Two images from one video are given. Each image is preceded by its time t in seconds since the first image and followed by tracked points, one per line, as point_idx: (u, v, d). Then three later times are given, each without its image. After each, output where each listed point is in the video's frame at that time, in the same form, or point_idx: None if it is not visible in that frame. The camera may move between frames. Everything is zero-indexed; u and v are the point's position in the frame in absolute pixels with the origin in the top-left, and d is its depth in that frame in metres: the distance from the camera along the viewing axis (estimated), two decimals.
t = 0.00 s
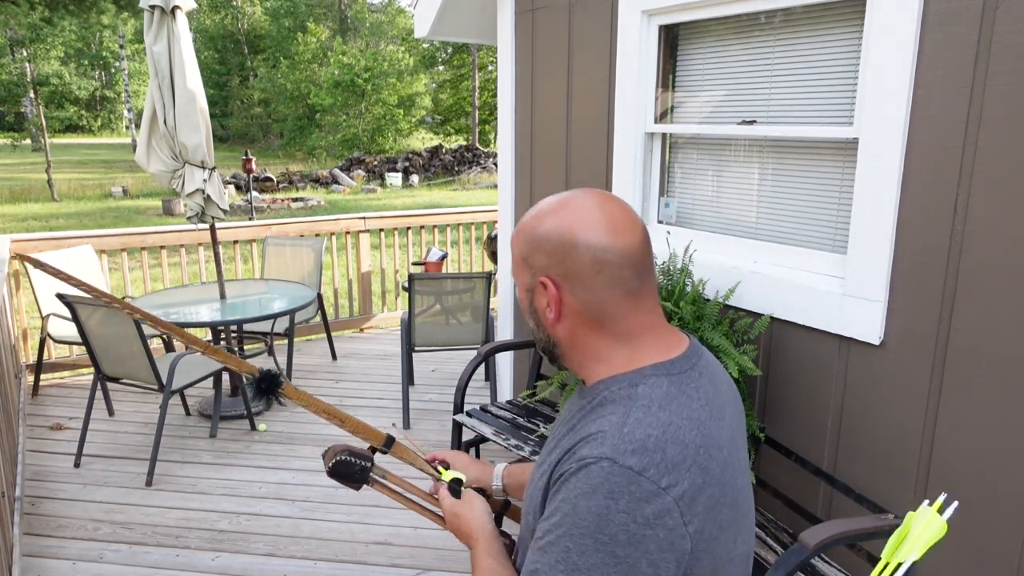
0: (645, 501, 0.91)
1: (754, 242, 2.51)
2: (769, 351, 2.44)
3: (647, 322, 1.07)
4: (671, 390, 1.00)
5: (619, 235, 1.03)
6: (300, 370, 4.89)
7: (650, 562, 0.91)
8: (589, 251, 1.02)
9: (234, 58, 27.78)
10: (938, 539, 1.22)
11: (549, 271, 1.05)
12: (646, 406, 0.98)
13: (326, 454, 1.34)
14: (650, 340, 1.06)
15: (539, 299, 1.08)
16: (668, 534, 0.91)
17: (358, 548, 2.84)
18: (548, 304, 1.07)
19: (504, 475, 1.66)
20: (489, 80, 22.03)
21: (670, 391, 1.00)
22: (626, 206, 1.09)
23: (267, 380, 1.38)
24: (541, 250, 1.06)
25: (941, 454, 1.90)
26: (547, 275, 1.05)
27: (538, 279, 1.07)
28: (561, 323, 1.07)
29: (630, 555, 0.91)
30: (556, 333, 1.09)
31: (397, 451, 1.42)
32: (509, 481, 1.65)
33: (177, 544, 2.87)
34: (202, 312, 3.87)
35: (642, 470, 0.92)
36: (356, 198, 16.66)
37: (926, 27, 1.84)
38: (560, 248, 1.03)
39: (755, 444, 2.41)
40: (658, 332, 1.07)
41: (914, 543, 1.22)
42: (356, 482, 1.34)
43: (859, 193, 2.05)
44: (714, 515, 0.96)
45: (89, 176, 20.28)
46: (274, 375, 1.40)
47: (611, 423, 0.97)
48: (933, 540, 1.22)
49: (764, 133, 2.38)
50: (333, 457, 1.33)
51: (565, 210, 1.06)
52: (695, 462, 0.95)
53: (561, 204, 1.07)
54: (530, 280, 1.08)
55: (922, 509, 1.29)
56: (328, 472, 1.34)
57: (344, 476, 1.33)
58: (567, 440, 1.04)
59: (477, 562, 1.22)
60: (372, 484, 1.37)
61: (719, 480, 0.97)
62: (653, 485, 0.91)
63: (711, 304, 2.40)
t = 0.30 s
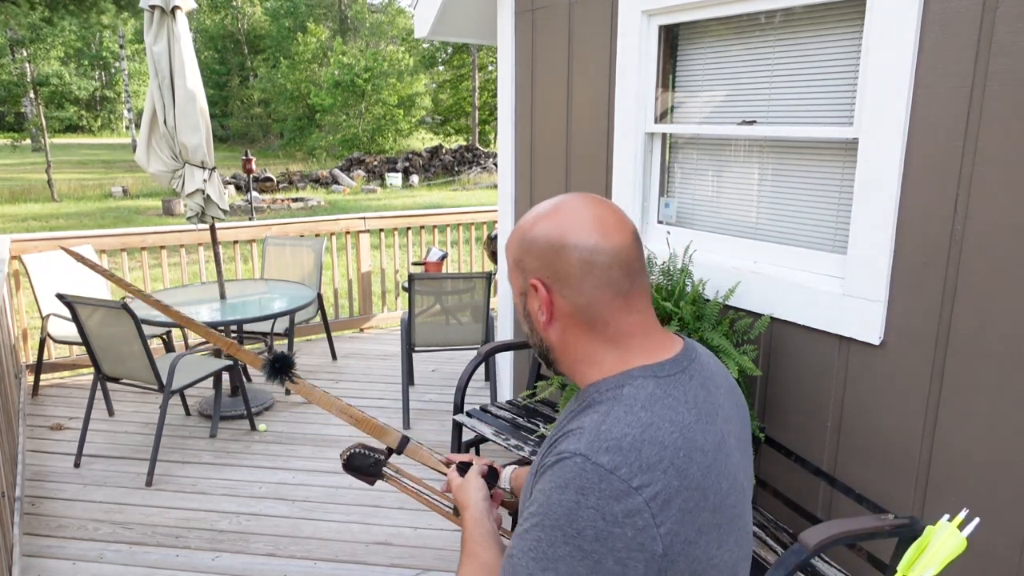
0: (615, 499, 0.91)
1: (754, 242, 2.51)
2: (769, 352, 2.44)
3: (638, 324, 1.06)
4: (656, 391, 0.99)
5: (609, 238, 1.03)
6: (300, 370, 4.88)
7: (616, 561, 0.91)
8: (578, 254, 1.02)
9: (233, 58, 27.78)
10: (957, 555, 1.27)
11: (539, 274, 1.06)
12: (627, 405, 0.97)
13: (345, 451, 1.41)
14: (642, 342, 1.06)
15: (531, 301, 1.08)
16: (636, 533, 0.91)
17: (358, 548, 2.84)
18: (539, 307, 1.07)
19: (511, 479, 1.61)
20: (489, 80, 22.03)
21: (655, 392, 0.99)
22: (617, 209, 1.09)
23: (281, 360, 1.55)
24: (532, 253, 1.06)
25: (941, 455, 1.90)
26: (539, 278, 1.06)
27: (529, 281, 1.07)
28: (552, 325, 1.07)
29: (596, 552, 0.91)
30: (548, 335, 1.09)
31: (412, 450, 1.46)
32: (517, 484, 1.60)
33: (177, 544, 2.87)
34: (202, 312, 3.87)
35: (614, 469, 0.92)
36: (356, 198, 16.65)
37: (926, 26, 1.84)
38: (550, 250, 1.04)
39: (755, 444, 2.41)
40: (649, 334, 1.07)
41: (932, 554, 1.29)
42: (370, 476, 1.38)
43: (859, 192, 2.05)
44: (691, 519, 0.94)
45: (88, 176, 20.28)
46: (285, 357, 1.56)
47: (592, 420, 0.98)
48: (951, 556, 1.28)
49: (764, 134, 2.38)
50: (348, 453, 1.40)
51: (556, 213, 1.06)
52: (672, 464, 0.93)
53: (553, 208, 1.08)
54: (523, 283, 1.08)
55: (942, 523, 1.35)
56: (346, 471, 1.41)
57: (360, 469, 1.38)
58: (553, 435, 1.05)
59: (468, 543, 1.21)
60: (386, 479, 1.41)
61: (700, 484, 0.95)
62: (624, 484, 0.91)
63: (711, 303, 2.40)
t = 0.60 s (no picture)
0: (605, 471, 0.92)
1: (754, 242, 2.51)
2: (769, 352, 2.44)
3: (631, 316, 1.07)
4: (650, 372, 1.00)
5: (604, 234, 1.04)
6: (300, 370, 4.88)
7: (602, 530, 0.91)
8: (575, 249, 1.02)
9: (234, 59, 27.78)
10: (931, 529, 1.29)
11: (536, 267, 1.05)
12: (621, 384, 0.98)
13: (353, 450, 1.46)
14: (637, 332, 1.06)
15: (527, 295, 1.08)
16: (623, 505, 0.92)
17: (358, 548, 2.84)
18: (535, 300, 1.07)
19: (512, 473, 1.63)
20: (489, 80, 22.02)
21: (649, 374, 1.00)
22: (609, 205, 1.10)
23: (283, 352, 1.67)
24: (528, 248, 1.06)
25: (941, 454, 1.90)
26: (535, 271, 1.05)
27: (525, 275, 1.07)
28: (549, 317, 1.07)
29: (583, 520, 0.91)
30: (542, 328, 1.09)
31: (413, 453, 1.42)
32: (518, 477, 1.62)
33: (177, 544, 2.87)
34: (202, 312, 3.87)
35: (607, 443, 0.93)
36: (356, 198, 16.65)
37: (926, 26, 1.84)
38: (546, 245, 1.04)
39: (755, 444, 2.41)
40: (643, 325, 1.07)
41: (908, 529, 1.31)
42: (371, 471, 1.41)
43: (859, 192, 2.05)
44: (678, 496, 0.95)
45: (89, 176, 20.28)
46: (287, 350, 1.68)
47: (587, 396, 0.98)
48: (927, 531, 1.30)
49: (764, 134, 2.38)
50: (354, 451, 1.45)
51: (552, 209, 1.06)
52: (663, 443, 0.94)
53: (547, 204, 1.08)
54: (518, 277, 1.08)
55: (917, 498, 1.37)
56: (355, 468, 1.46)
57: (360, 465, 1.42)
58: (547, 412, 1.05)
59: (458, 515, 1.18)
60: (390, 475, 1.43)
61: (689, 463, 0.96)
62: (615, 457, 0.92)
63: (711, 304, 2.40)
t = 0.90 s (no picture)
0: (632, 465, 0.92)
1: (754, 242, 2.51)
2: (769, 352, 2.44)
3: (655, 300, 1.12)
4: (661, 367, 1.02)
5: (646, 219, 1.08)
6: (300, 370, 4.88)
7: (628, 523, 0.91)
8: (634, 230, 1.05)
9: (234, 58, 27.78)
10: (898, 509, 1.31)
11: (594, 249, 1.03)
12: (638, 379, 0.99)
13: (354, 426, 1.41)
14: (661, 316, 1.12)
15: (578, 278, 1.04)
16: (648, 497, 0.92)
17: (358, 548, 2.84)
18: (589, 283, 1.04)
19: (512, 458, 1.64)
20: (489, 80, 22.01)
21: (661, 368, 1.02)
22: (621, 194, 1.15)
23: (295, 335, 1.55)
24: (585, 229, 1.03)
25: (941, 454, 1.90)
26: (594, 251, 1.03)
27: (579, 258, 1.03)
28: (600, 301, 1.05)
29: (610, 515, 0.91)
30: (583, 313, 1.05)
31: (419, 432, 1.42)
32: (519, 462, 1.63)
33: (177, 544, 2.87)
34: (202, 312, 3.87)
35: (631, 437, 0.93)
36: (356, 198, 16.65)
37: (926, 26, 1.84)
38: (607, 225, 1.03)
39: (755, 444, 2.41)
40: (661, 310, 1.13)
41: (877, 509, 1.32)
42: (378, 451, 1.37)
43: (858, 192, 2.05)
44: (696, 486, 0.97)
45: (89, 176, 20.29)
46: (298, 335, 1.57)
47: (605, 393, 0.98)
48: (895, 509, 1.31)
49: (765, 134, 2.38)
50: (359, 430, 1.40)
51: (598, 192, 1.07)
52: (682, 435, 0.95)
53: (589, 187, 1.07)
54: (568, 260, 1.04)
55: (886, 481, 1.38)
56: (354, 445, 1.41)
57: (368, 444, 1.38)
58: (559, 411, 1.05)
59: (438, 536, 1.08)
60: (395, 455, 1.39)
61: (704, 453, 0.98)
62: (640, 451, 0.92)
63: (711, 304, 2.40)
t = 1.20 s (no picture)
0: (674, 481, 0.91)
1: (754, 242, 2.51)
2: (769, 351, 2.44)
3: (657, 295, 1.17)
4: (677, 372, 1.02)
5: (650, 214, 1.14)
6: (300, 370, 4.88)
7: (678, 541, 0.91)
8: (656, 219, 1.10)
9: (234, 58, 27.79)
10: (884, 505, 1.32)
11: (636, 239, 1.05)
12: (660, 391, 0.99)
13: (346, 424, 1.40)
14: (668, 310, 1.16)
15: (627, 270, 1.04)
16: (694, 511, 0.92)
17: (358, 548, 2.84)
18: (636, 274, 1.05)
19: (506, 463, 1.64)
20: (489, 80, 22.00)
21: (677, 373, 1.02)
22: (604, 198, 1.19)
23: (294, 335, 1.49)
24: (628, 221, 1.05)
25: (941, 454, 1.90)
26: (638, 243, 1.04)
27: (627, 250, 1.04)
28: (642, 292, 1.06)
29: (662, 536, 0.90)
30: (630, 307, 1.05)
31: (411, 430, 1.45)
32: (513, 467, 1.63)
33: (177, 544, 2.87)
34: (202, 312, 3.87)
35: (666, 451, 0.92)
36: (356, 198, 16.64)
37: (926, 26, 1.84)
38: (641, 216, 1.06)
39: (755, 444, 2.41)
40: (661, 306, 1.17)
41: (861, 506, 1.33)
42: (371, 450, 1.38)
43: (858, 192, 2.05)
44: (724, 488, 0.98)
45: (89, 176, 20.30)
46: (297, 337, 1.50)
47: (629, 410, 0.97)
48: (879, 506, 1.32)
49: (764, 134, 2.38)
50: (351, 428, 1.40)
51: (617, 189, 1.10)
52: (709, 442, 0.96)
53: (606, 185, 1.09)
54: (618, 253, 1.03)
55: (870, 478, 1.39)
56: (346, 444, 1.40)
57: (362, 442, 1.38)
58: (575, 427, 1.03)
59: None
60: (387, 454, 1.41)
61: (727, 456, 0.99)
62: (677, 465, 0.92)
63: (711, 304, 2.40)
